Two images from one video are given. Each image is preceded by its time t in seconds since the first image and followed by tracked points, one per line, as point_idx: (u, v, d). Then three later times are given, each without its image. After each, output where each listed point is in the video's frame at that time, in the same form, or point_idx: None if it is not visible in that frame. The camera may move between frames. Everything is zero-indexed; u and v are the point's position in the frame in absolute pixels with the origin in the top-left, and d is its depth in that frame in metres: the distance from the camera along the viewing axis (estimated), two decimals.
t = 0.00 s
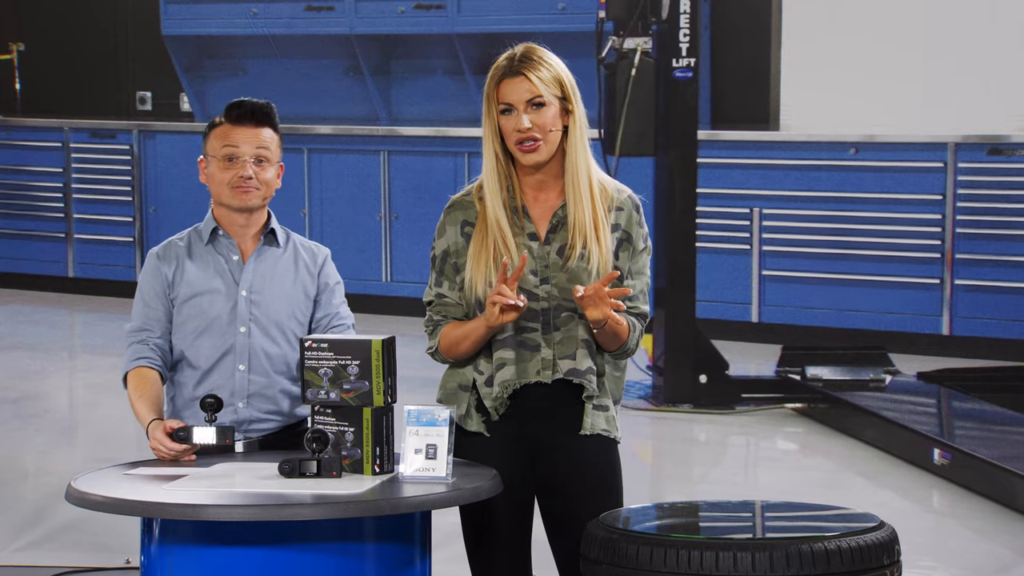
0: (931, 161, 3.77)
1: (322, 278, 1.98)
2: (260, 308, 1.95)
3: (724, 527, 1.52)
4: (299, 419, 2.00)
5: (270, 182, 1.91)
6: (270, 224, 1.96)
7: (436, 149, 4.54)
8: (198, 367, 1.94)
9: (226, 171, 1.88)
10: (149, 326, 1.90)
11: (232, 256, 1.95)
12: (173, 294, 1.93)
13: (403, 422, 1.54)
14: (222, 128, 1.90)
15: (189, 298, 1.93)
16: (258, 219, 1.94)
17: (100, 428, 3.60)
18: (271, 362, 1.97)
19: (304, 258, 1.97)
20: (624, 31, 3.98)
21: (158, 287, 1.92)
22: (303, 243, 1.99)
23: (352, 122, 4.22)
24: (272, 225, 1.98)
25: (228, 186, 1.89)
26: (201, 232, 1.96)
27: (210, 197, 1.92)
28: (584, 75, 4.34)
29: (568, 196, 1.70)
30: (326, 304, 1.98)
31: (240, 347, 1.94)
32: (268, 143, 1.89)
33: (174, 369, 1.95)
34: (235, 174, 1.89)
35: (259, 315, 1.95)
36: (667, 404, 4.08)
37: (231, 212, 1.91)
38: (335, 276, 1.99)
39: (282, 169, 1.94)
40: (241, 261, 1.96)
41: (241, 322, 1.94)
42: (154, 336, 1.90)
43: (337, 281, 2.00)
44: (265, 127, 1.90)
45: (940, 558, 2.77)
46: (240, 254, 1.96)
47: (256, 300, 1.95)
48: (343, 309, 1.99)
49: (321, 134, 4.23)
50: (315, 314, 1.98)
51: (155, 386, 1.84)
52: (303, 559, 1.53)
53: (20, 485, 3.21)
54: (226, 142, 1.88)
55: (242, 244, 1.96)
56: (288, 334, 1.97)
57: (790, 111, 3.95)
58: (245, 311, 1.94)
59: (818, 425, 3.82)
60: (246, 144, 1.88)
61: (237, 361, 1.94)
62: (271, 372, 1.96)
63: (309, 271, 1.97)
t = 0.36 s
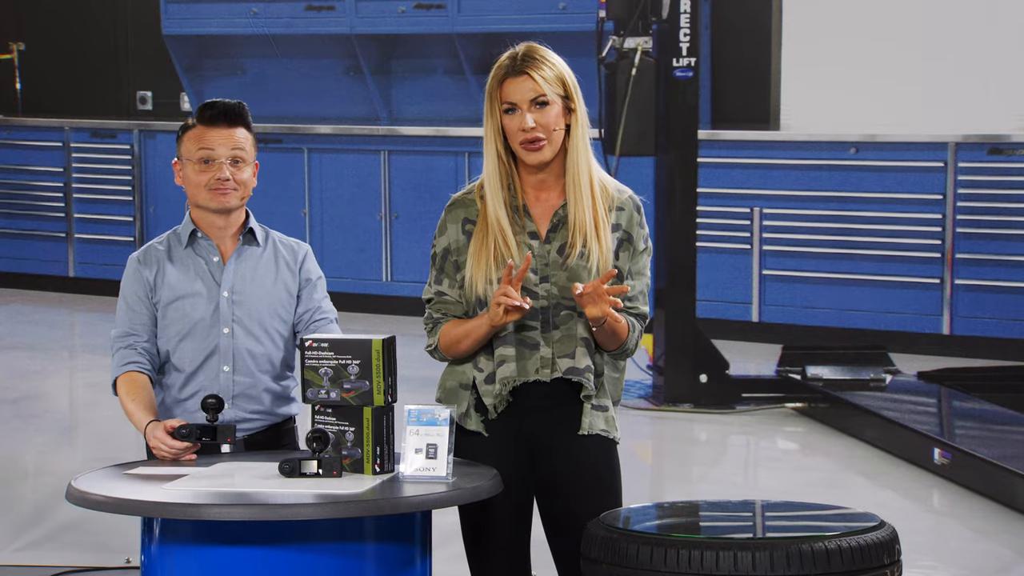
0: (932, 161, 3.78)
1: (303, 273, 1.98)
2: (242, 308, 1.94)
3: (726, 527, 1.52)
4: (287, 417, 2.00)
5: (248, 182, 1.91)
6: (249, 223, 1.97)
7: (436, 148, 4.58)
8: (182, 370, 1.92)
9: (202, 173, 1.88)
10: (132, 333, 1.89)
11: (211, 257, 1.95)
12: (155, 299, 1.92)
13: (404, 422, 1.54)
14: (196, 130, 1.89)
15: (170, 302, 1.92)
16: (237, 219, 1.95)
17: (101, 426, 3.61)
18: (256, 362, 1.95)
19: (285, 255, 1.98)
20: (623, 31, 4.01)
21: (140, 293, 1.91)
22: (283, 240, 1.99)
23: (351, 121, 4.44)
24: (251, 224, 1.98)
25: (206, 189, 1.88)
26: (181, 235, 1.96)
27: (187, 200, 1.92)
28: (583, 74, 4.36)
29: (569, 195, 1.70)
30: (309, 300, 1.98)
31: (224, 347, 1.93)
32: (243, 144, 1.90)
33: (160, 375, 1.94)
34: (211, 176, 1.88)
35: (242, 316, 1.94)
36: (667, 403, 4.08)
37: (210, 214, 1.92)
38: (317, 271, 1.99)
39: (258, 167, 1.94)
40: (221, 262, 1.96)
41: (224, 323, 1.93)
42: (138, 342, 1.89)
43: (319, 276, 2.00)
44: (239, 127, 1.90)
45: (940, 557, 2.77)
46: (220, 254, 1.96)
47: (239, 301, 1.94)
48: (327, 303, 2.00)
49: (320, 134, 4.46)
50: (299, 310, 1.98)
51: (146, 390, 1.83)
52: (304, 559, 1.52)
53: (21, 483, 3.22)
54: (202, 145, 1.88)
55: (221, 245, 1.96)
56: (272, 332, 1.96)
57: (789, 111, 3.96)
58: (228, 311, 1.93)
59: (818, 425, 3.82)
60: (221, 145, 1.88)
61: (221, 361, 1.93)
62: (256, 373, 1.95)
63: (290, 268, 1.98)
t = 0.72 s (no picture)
0: (912, 166, 4.05)
1: (311, 273, 2.16)
2: (254, 308, 2.11)
3: (716, 514, 1.71)
4: (296, 411, 2.17)
5: (255, 189, 2.07)
6: (258, 227, 2.14)
7: (441, 156, 5.34)
8: (199, 366, 2.10)
9: (211, 182, 2.04)
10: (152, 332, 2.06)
11: (223, 260, 2.12)
12: (173, 301, 2.09)
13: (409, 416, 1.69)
14: (206, 140, 2.05)
15: (187, 303, 2.09)
16: (246, 223, 2.12)
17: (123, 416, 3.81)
18: (267, 357, 2.12)
19: (293, 256, 2.15)
20: (619, 43, 4.17)
21: (158, 295, 2.08)
22: (291, 243, 2.17)
23: (361, 129, 5.29)
24: (260, 228, 2.15)
25: (215, 196, 2.04)
26: (194, 239, 2.13)
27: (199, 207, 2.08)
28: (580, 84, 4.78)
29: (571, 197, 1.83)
30: (316, 298, 2.15)
31: (237, 345, 2.10)
32: (249, 154, 2.05)
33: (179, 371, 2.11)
34: (220, 184, 2.04)
35: (254, 315, 2.11)
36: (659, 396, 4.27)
37: (221, 219, 2.08)
38: (323, 271, 2.16)
39: (265, 175, 2.09)
40: (233, 265, 2.12)
41: (237, 322, 2.10)
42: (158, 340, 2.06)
43: (326, 275, 2.17)
44: (245, 137, 2.06)
45: (917, 541, 2.97)
46: (232, 258, 2.13)
47: (251, 301, 2.11)
48: (333, 300, 2.17)
49: (331, 140, 5.35)
50: (307, 307, 2.15)
51: (165, 385, 2.00)
52: (317, 544, 1.63)
53: (50, 472, 3.39)
54: (211, 156, 2.03)
55: (232, 248, 2.13)
56: (282, 330, 2.13)
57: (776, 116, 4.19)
58: (240, 311, 2.10)
59: (803, 416, 4.02)
60: (228, 156, 2.03)
61: (235, 359, 2.10)
62: (268, 368, 2.12)
63: (298, 269, 2.15)
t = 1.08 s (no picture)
0: (895, 167, 4.28)
1: (323, 269, 2.26)
2: (269, 303, 2.20)
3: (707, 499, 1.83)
4: (306, 403, 2.27)
5: (269, 187, 2.15)
6: (273, 226, 2.22)
7: (445, 157, 5.74)
8: (215, 358, 2.19)
9: (226, 180, 2.12)
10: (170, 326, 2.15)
11: (240, 257, 2.21)
12: (191, 296, 2.19)
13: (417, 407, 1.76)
14: (221, 141, 2.13)
15: (204, 298, 2.19)
16: (261, 222, 2.20)
17: (140, 406, 3.97)
18: (281, 351, 2.22)
19: (306, 253, 2.25)
20: (616, 48, 4.34)
21: (177, 290, 2.17)
22: (303, 240, 2.26)
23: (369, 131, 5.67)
24: (275, 226, 2.24)
25: (230, 194, 2.13)
26: (211, 237, 2.21)
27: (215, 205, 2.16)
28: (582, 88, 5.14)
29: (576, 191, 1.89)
30: (327, 293, 2.25)
31: (253, 339, 2.20)
32: (263, 153, 2.13)
33: (195, 362, 2.21)
34: (236, 183, 2.12)
35: (269, 309, 2.21)
36: (654, 386, 4.44)
37: (236, 217, 2.16)
38: (335, 267, 2.26)
39: (278, 174, 2.17)
40: (249, 261, 2.22)
41: (252, 317, 2.19)
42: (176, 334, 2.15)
43: (337, 272, 2.27)
44: (260, 138, 2.14)
45: (901, 525, 3.12)
46: (248, 255, 2.22)
47: (266, 296, 2.20)
48: (344, 296, 2.27)
49: (340, 142, 5.73)
50: (319, 302, 2.25)
51: (180, 376, 2.09)
52: (327, 528, 1.70)
53: (71, 459, 3.54)
54: (226, 156, 2.11)
55: (248, 245, 2.22)
56: (296, 324, 2.23)
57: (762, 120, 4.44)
58: (256, 306, 2.20)
59: (792, 406, 4.17)
60: (242, 156, 2.11)
61: (250, 352, 2.20)
62: (281, 361, 2.22)
63: (311, 265, 2.25)
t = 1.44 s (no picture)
0: (882, 162, 4.58)
1: (332, 261, 2.38)
2: (280, 293, 2.33)
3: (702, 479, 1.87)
4: (315, 389, 2.40)
5: (281, 182, 2.26)
6: (284, 219, 2.34)
7: (450, 153, 6.11)
8: (228, 346, 2.32)
9: (240, 175, 2.23)
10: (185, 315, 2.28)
11: (253, 249, 2.34)
12: (206, 286, 2.31)
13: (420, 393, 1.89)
14: (235, 137, 2.23)
15: (218, 288, 2.31)
16: (272, 216, 2.32)
17: (154, 392, 4.12)
18: (291, 339, 2.35)
19: (315, 246, 2.37)
20: (613, 49, 4.56)
21: (192, 281, 2.30)
22: (313, 234, 2.38)
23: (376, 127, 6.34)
24: (286, 219, 2.36)
25: (244, 188, 2.24)
26: (225, 229, 2.34)
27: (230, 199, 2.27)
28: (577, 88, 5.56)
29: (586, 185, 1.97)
30: (336, 284, 2.37)
31: (264, 328, 2.32)
32: (276, 150, 2.24)
33: (209, 349, 2.34)
34: (248, 178, 2.23)
35: (280, 300, 2.33)
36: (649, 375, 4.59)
37: (249, 210, 2.28)
38: (343, 259, 2.38)
39: (290, 169, 2.29)
40: (261, 253, 2.34)
41: (264, 307, 2.32)
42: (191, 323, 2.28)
43: (346, 263, 2.39)
44: (272, 135, 2.24)
45: (888, 507, 3.26)
46: (260, 247, 2.34)
47: (277, 287, 2.33)
48: (351, 286, 2.39)
49: (349, 139, 6.27)
50: (328, 292, 2.37)
51: (195, 364, 2.21)
52: (334, 510, 1.80)
53: (90, 443, 3.68)
54: (240, 152, 2.21)
55: (260, 238, 2.34)
56: (305, 314, 2.35)
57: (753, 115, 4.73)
58: (267, 297, 2.32)
59: (784, 393, 4.31)
60: (256, 151, 2.22)
61: (262, 340, 2.32)
62: (291, 349, 2.34)
63: (320, 257, 2.37)
